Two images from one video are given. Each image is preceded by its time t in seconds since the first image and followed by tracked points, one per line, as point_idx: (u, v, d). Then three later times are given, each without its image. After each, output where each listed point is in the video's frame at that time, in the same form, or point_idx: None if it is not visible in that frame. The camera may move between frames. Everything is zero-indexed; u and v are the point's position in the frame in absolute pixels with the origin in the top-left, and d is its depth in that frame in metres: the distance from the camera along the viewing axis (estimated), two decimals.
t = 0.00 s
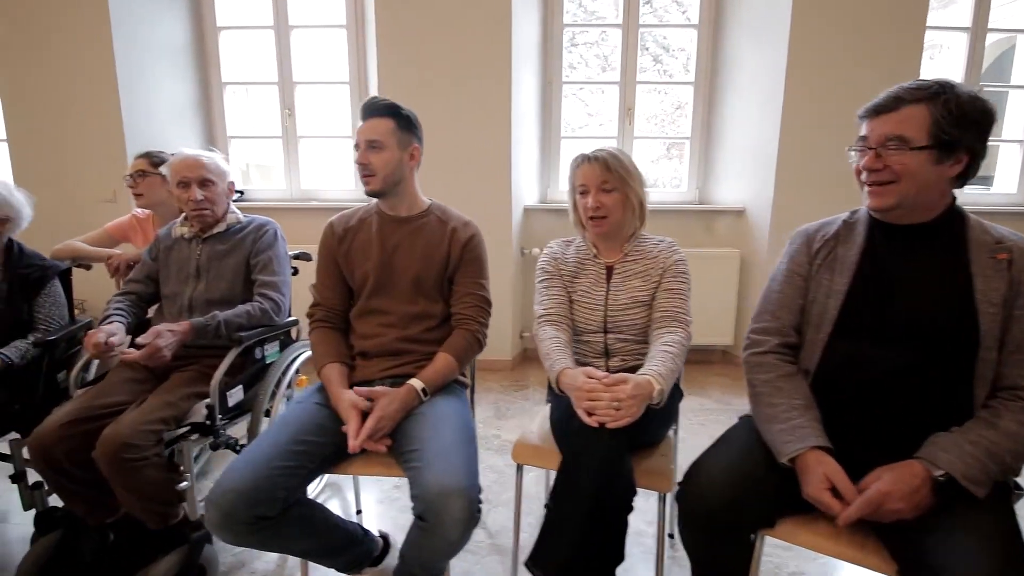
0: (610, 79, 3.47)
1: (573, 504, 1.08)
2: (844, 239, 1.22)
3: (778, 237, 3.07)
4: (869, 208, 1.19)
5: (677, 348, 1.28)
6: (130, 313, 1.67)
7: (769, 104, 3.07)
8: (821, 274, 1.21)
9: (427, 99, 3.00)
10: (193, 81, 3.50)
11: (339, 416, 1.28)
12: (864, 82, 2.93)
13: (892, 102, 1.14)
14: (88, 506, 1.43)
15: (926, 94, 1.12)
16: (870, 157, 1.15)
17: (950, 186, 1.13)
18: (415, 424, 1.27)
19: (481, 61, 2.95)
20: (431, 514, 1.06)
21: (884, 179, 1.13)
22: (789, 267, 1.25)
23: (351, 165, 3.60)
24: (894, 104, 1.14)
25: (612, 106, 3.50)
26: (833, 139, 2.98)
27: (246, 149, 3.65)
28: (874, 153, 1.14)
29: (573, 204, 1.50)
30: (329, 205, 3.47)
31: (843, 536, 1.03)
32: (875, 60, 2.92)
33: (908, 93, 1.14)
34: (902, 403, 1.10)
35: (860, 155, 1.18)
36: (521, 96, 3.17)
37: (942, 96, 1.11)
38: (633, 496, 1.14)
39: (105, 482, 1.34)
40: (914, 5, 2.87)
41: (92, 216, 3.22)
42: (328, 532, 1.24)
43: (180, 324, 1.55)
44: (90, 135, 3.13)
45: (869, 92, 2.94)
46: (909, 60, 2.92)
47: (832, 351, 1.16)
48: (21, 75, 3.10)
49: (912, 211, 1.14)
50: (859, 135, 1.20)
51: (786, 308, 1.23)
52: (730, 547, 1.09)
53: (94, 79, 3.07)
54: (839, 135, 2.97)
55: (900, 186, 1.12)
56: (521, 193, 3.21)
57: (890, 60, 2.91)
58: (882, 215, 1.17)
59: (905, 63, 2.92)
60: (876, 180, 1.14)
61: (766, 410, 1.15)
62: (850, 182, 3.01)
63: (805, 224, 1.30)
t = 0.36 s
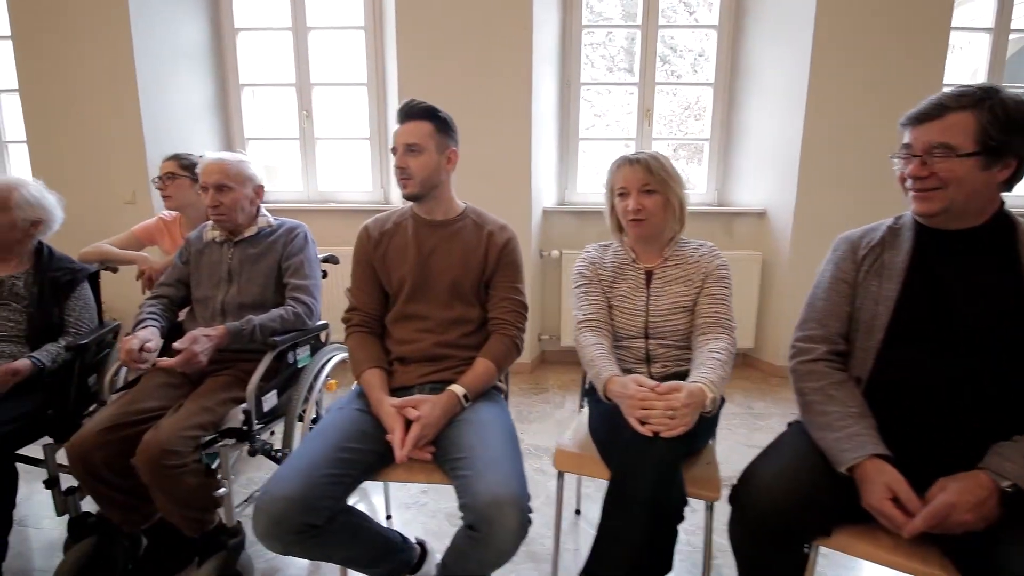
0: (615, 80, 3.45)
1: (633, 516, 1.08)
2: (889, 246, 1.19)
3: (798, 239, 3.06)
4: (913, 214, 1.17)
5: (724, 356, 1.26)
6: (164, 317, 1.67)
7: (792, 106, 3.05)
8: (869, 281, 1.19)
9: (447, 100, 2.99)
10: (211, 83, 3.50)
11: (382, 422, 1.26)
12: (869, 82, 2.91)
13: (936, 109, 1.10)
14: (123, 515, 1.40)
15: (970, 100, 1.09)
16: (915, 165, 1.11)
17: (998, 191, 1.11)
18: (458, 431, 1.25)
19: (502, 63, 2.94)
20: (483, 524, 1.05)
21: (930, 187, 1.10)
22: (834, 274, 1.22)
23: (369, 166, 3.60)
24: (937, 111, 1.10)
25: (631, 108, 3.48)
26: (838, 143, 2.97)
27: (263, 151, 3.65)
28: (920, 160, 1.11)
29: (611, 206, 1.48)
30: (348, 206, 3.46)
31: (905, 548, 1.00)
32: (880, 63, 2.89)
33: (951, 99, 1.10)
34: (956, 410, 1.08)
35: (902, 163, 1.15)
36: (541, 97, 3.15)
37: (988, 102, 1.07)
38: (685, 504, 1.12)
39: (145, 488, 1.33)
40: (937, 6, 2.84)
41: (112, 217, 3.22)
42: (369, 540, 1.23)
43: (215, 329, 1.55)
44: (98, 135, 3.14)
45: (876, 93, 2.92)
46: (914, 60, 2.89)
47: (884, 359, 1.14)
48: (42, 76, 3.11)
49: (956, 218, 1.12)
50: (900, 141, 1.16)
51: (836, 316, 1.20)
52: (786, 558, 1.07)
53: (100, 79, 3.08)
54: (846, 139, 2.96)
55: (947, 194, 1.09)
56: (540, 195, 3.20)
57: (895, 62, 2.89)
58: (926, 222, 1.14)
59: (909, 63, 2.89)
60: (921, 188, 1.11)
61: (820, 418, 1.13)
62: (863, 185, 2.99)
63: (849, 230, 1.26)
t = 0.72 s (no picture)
0: (631, 81, 3.43)
1: (687, 523, 1.06)
2: (944, 250, 1.17)
3: (821, 240, 3.03)
4: (970, 218, 1.14)
5: (772, 362, 1.25)
6: (199, 320, 1.67)
7: (815, 107, 3.02)
8: (924, 286, 1.16)
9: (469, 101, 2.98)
10: (230, 84, 3.51)
11: (427, 427, 1.25)
12: (867, 84, 2.89)
13: (1001, 111, 1.07)
14: (162, 518, 1.39)
15: None
16: (978, 168, 1.09)
17: None
18: (504, 437, 1.23)
19: (524, 64, 2.92)
20: (539, 534, 1.04)
21: (993, 190, 1.08)
22: (886, 278, 1.20)
23: (387, 167, 3.59)
24: (1002, 112, 1.07)
25: (651, 109, 3.46)
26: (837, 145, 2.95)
27: (282, 151, 3.65)
28: (984, 163, 1.08)
29: (654, 206, 1.46)
30: (366, 208, 3.46)
31: (973, 560, 0.98)
32: (880, 64, 2.87)
33: (1017, 101, 1.07)
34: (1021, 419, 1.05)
35: (965, 164, 1.12)
36: (562, 98, 3.14)
37: None
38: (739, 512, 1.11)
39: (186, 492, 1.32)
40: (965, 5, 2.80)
41: (132, 218, 3.22)
42: (414, 546, 1.22)
43: (252, 332, 1.54)
44: (118, 136, 3.14)
45: (876, 95, 2.90)
46: (913, 60, 2.86)
47: (941, 364, 1.12)
48: (65, 78, 3.12)
49: (1017, 221, 1.10)
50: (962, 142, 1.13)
51: (889, 321, 1.18)
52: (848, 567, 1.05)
53: (121, 80, 3.09)
54: (851, 142, 2.94)
55: (1011, 197, 1.07)
56: (561, 196, 3.18)
57: (895, 64, 2.86)
58: (986, 225, 1.12)
59: (906, 64, 2.86)
60: (984, 191, 1.09)
61: (879, 425, 1.11)
62: (874, 188, 2.97)
63: (899, 235, 1.23)
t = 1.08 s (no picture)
0: (653, 81, 3.40)
1: (745, 529, 1.06)
2: (1003, 251, 1.14)
3: (850, 242, 2.99)
4: None
5: (823, 366, 1.24)
6: (235, 321, 1.67)
7: (842, 106, 2.98)
8: (983, 287, 1.14)
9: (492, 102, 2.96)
10: (252, 85, 3.52)
11: (472, 431, 1.23)
12: (874, 84, 2.85)
13: None
14: (201, 520, 1.39)
15: None
16: None
17: None
18: (549, 439, 1.22)
19: (547, 64, 2.91)
20: (594, 540, 1.03)
21: None
22: (942, 279, 1.17)
23: (407, 167, 3.59)
24: None
25: (673, 108, 3.43)
26: (856, 149, 2.92)
27: (302, 152, 3.66)
28: None
29: (696, 206, 1.44)
30: (387, 208, 3.46)
31: None
32: (884, 62, 2.83)
33: None
34: None
35: None
36: (584, 98, 3.12)
37: None
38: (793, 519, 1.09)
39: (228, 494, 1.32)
40: None
41: (155, 219, 3.24)
42: (460, 551, 1.20)
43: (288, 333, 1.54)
44: (142, 138, 3.16)
45: (885, 95, 2.86)
46: (913, 59, 2.82)
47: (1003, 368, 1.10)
48: (89, 80, 3.14)
49: None
50: None
51: (947, 324, 1.15)
52: (910, 571, 1.03)
53: (145, 82, 3.11)
54: (873, 142, 2.90)
55: None
56: (582, 196, 3.17)
57: (914, 63, 2.82)
58: None
59: (905, 64, 2.82)
60: None
61: (940, 429, 1.08)
62: (894, 190, 2.93)
63: (957, 232, 1.20)
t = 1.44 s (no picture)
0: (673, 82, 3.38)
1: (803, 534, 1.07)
2: None
3: (874, 248, 2.98)
4: None
5: (873, 373, 1.23)
6: (272, 323, 1.67)
7: (868, 108, 2.96)
8: None
9: (515, 103, 2.96)
10: (272, 87, 3.54)
11: (518, 436, 1.23)
12: (894, 90, 2.83)
13: None
14: (240, 523, 1.38)
15: None
16: None
17: None
18: (594, 445, 1.21)
19: (570, 66, 2.91)
20: (648, 547, 1.03)
21: None
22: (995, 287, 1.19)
23: (427, 169, 3.59)
24: None
25: (694, 110, 3.41)
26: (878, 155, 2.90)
27: (322, 154, 3.68)
28: None
29: (739, 210, 1.43)
30: (407, 210, 3.47)
31: None
32: (901, 67, 2.81)
33: None
34: None
35: None
36: (606, 100, 3.12)
37: None
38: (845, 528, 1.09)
39: (271, 496, 1.32)
40: None
41: (177, 220, 3.26)
42: (507, 557, 1.20)
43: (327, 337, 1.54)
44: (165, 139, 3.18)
45: (905, 101, 2.84)
46: (933, 61, 2.79)
47: None
48: (113, 81, 3.16)
49: None
50: None
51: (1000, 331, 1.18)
52: None
53: (169, 83, 3.12)
54: (898, 145, 2.87)
55: None
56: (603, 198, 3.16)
57: (941, 65, 2.79)
58: None
59: (921, 69, 2.80)
60: None
61: (1002, 440, 1.13)
62: (918, 196, 2.90)
63: (1006, 239, 1.23)
